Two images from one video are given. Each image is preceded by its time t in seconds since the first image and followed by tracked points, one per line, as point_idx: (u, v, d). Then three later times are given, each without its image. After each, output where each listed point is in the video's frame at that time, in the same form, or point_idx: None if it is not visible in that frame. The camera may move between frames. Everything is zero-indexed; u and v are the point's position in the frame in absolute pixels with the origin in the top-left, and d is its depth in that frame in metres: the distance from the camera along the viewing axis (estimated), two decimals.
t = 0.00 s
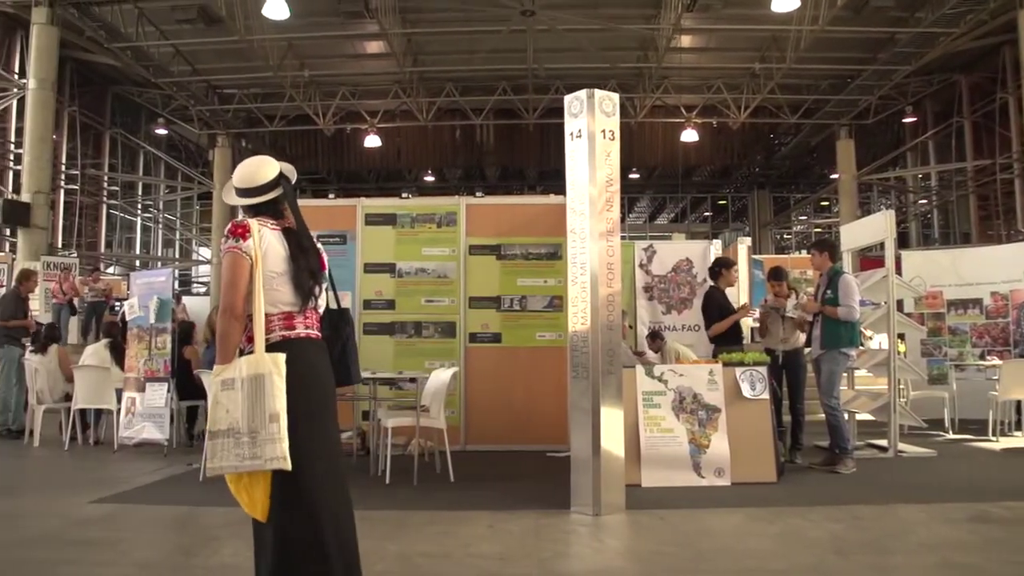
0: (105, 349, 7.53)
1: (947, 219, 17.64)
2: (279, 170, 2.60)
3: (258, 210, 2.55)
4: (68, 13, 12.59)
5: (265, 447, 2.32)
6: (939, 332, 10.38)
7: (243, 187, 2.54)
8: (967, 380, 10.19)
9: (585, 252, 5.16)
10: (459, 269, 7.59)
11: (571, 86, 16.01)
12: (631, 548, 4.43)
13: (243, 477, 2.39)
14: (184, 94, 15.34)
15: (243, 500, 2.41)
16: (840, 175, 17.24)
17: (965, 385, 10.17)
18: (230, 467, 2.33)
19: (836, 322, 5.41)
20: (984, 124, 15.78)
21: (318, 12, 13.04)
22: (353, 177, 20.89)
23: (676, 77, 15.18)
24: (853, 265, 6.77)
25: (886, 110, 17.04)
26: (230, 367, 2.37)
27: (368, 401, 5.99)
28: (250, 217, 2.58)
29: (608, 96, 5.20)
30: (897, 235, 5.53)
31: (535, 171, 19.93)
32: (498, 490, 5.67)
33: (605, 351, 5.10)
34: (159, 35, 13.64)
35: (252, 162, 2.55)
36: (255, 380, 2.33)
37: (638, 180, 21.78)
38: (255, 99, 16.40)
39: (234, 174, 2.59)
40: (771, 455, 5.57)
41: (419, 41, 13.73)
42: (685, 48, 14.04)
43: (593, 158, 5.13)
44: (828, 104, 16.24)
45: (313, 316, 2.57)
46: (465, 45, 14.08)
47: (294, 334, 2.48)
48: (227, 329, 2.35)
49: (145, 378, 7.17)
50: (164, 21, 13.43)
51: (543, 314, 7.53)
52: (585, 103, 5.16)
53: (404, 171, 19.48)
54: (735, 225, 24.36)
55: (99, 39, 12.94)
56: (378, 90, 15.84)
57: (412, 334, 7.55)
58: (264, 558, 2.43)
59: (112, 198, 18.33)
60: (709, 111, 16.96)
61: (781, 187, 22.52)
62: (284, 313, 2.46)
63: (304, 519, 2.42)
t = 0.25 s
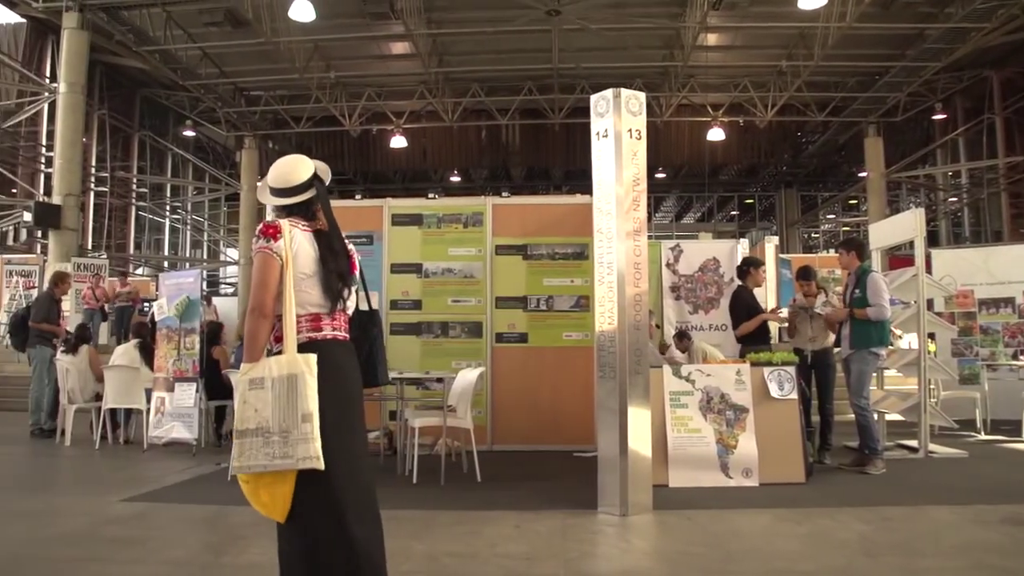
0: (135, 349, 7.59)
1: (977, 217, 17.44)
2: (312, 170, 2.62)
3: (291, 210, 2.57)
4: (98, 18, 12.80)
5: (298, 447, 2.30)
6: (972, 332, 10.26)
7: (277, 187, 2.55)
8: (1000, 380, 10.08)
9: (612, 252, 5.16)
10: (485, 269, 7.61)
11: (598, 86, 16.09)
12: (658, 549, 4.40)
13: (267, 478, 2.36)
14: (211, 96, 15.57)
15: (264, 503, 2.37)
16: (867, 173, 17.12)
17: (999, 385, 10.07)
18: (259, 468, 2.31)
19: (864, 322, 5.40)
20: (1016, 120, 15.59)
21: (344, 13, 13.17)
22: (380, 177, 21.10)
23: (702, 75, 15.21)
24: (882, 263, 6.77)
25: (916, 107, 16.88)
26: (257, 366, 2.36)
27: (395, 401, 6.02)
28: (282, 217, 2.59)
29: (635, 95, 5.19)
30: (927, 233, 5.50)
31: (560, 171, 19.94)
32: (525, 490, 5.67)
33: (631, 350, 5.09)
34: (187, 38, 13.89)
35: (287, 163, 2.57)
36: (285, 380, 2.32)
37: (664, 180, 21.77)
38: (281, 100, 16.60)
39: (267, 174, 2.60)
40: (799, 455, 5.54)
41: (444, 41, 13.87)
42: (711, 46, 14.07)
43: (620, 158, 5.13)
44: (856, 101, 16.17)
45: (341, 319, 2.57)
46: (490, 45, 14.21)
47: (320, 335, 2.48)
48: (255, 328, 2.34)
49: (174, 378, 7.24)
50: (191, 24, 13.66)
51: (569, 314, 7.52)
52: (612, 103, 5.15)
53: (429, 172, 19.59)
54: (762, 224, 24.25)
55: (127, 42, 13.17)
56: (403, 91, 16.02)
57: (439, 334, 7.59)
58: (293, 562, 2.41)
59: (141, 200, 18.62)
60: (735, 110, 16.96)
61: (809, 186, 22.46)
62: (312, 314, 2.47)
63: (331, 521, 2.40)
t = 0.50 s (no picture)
0: (164, 349, 7.66)
1: (1009, 214, 17.25)
2: (345, 170, 2.60)
3: (322, 210, 2.56)
4: (127, 22, 12.97)
5: (329, 446, 2.32)
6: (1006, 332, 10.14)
7: (310, 186, 2.54)
8: None
9: (639, 251, 5.15)
10: (512, 269, 7.64)
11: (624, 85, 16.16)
12: (686, 549, 4.37)
13: (295, 478, 2.36)
14: (239, 98, 15.79)
15: (290, 502, 2.37)
16: (897, 171, 17.01)
17: None
18: (289, 467, 2.33)
19: (895, 322, 5.36)
20: None
21: (370, 15, 13.31)
22: (407, 178, 21.28)
23: (729, 73, 15.21)
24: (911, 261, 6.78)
25: (946, 105, 16.71)
26: (287, 366, 2.36)
27: (423, 400, 6.05)
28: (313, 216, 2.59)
29: (661, 94, 5.17)
30: (958, 231, 5.47)
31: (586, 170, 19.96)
32: (552, 491, 5.67)
33: (658, 349, 5.07)
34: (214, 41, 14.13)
35: (319, 162, 2.56)
36: (316, 381, 2.33)
37: (691, 179, 21.74)
38: (307, 102, 16.88)
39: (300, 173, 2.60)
40: (828, 456, 5.51)
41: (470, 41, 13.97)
42: (737, 44, 14.08)
43: (647, 157, 5.11)
44: (885, 98, 16.10)
45: (370, 319, 2.57)
46: (516, 45, 14.30)
47: (348, 335, 2.48)
48: (285, 329, 2.34)
49: (203, 378, 7.31)
50: (218, 27, 13.88)
51: (596, 314, 7.54)
52: (639, 102, 5.14)
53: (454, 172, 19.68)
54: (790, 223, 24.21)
55: (156, 46, 13.39)
56: (429, 91, 16.18)
57: (466, 334, 7.62)
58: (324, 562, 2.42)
59: (170, 202, 18.87)
60: (762, 108, 16.95)
61: (837, 184, 22.38)
62: (341, 315, 2.47)
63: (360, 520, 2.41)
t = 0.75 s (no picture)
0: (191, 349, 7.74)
1: None
2: (373, 170, 2.59)
3: (351, 211, 2.56)
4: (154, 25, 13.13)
5: (356, 446, 2.31)
6: None
7: (339, 187, 2.54)
8: None
9: (665, 250, 5.13)
10: (537, 269, 7.65)
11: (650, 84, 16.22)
12: (713, 550, 4.33)
13: (324, 477, 2.36)
14: (265, 100, 15.97)
15: (324, 500, 2.38)
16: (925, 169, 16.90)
17: None
18: (317, 467, 2.33)
19: (924, 322, 5.31)
20: None
21: (395, 16, 13.42)
22: (433, 178, 21.45)
23: (754, 72, 15.20)
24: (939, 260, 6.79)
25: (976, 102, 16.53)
26: (316, 367, 2.36)
27: (448, 400, 6.06)
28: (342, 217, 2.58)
29: (687, 93, 5.15)
30: (988, 229, 5.43)
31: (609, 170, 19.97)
32: (578, 491, 5.65)
33: (684, 349, 5.05)
34: (240, 43, 14.33)
35: (348, 163, 2.56)
36: (343, 381, 2.32)
37: (716, 178, 21.69)
38: (332, 103, 17.09)
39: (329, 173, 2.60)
40: (856, 456, 5.46)
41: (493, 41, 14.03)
42: (763, 43, 14.09)
43: (673, 157, 5.09)
44: (913, 95, 16.04)
45: (399, 320, 2.55)
46: (540, 45, 14.38)
47: (377, 336, 2.46)
48: (314, 329, 2.34)
49: (230, 378, 7.38)
50: (243, 29, 14.08)
51: (622, 314, 7.53)
52: (664, 101, 5.12)
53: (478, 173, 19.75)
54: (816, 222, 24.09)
55: (183, 48, 13.59)
56: (454, 91, 16.31)
57: (491, 334, 7.64)
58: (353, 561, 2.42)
59: (197, 203, 19.07)
60: (788, 106, 16.91)
61: (864, 183, 22.29)
62: (370, 316, 2.45)
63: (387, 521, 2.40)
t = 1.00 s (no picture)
0: (215, 349, 7.80)
1: None
2: (401, 169, 2.58)
3: (377, 210, 2.54)
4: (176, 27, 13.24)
5: (380, 447, 2.29)
6: None
7: (366, 186, 2.53)
8: None
9: (688, 250, 5.12)
10: (560, 269, 7.66)
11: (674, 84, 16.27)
12: (737, 551, 4.29)
13: (350, 476, 2.35)
14: (288, 101, 16.10)
15: (348, 498, 2.37)
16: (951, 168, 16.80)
17: None
18: (341, 466, 2.31)
19: (949, 322, 5.27)
20: None
21: (418, 16, 13.50)
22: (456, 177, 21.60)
23: (778, 70, 15.17)
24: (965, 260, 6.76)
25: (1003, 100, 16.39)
26: (342, 366, 2.34)
27: (472, 400, 6.08)
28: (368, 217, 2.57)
29: (710, 92, 5.13)
30: (1014, 228, 5.38)
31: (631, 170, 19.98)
32: (602, 491, 5.64)
33: (707, 349, 5.03)
34: (263, 44, 14.45)
35: (375, 163, 2.54)
36: (368, 382, 2.30)
37: (739, 178, 21.65)
38: (355, 104, 17.22)
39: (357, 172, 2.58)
40: (881, 457, 5.42)
41: (516, 41, 14.06)
42: (786, 41, 14.09)
43: (696, 156, 5.08)
44: (938, 93, 15.98)
45: (424, 321, 2.51)
46: (563, 44, 14.42)
47: (402, 338, 2.44)
48: (340, 328, 2.32)
49: (254, 378, 7.42)
50: (267, 31, 14.20)
51: (645, 314, 7.52)
52: (687, 100, 5.10)
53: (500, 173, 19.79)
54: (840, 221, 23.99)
55: (206, 49, 13.72)
56: (475, 91, 16.42)
57: (514, 334, 7.66)
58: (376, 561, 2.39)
59: (220, 204, 19.20)
60: (811, 104, 16.86)
61: (889, 181, 22.22)
62: (396, 315, 2.42)
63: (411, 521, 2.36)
